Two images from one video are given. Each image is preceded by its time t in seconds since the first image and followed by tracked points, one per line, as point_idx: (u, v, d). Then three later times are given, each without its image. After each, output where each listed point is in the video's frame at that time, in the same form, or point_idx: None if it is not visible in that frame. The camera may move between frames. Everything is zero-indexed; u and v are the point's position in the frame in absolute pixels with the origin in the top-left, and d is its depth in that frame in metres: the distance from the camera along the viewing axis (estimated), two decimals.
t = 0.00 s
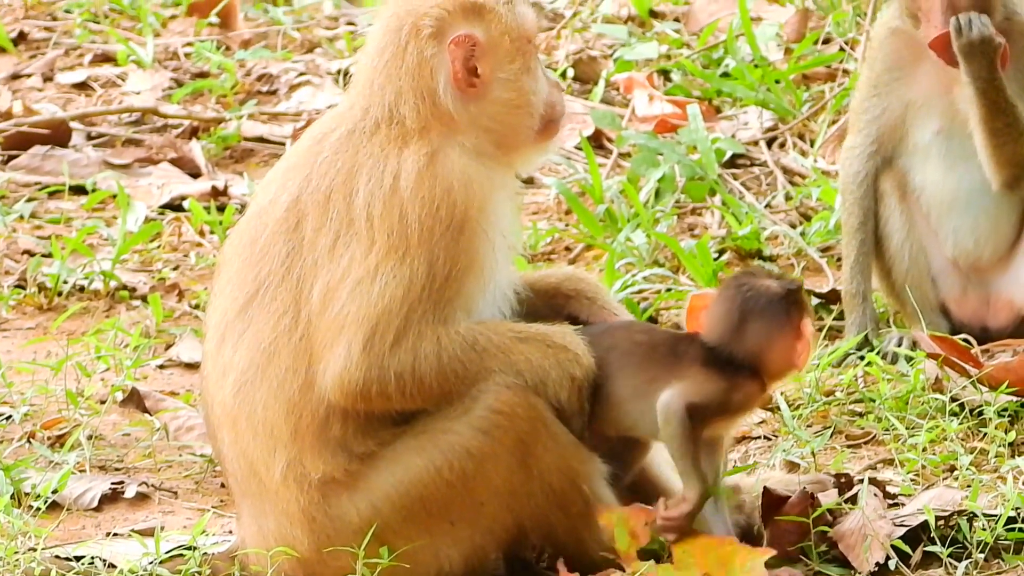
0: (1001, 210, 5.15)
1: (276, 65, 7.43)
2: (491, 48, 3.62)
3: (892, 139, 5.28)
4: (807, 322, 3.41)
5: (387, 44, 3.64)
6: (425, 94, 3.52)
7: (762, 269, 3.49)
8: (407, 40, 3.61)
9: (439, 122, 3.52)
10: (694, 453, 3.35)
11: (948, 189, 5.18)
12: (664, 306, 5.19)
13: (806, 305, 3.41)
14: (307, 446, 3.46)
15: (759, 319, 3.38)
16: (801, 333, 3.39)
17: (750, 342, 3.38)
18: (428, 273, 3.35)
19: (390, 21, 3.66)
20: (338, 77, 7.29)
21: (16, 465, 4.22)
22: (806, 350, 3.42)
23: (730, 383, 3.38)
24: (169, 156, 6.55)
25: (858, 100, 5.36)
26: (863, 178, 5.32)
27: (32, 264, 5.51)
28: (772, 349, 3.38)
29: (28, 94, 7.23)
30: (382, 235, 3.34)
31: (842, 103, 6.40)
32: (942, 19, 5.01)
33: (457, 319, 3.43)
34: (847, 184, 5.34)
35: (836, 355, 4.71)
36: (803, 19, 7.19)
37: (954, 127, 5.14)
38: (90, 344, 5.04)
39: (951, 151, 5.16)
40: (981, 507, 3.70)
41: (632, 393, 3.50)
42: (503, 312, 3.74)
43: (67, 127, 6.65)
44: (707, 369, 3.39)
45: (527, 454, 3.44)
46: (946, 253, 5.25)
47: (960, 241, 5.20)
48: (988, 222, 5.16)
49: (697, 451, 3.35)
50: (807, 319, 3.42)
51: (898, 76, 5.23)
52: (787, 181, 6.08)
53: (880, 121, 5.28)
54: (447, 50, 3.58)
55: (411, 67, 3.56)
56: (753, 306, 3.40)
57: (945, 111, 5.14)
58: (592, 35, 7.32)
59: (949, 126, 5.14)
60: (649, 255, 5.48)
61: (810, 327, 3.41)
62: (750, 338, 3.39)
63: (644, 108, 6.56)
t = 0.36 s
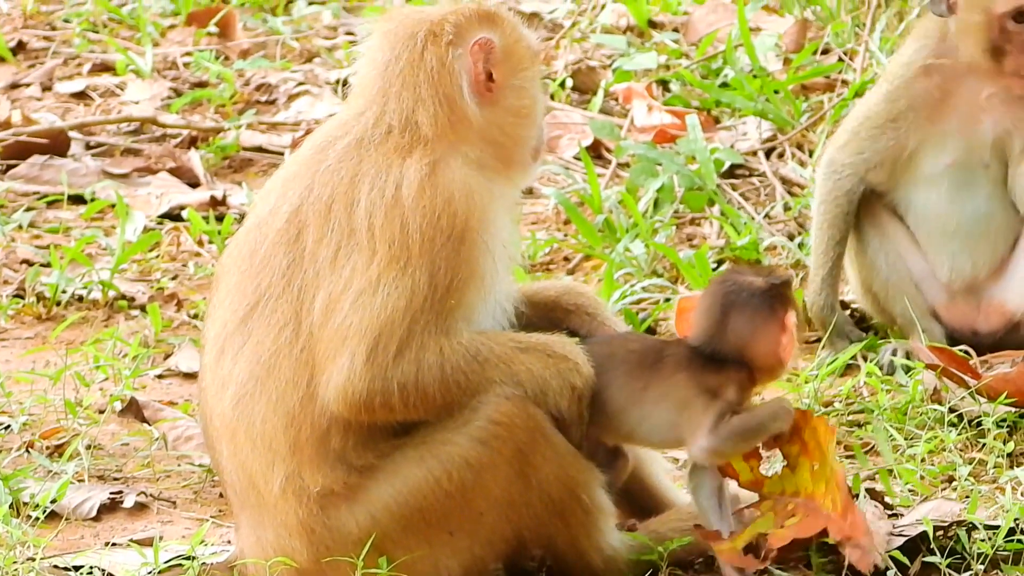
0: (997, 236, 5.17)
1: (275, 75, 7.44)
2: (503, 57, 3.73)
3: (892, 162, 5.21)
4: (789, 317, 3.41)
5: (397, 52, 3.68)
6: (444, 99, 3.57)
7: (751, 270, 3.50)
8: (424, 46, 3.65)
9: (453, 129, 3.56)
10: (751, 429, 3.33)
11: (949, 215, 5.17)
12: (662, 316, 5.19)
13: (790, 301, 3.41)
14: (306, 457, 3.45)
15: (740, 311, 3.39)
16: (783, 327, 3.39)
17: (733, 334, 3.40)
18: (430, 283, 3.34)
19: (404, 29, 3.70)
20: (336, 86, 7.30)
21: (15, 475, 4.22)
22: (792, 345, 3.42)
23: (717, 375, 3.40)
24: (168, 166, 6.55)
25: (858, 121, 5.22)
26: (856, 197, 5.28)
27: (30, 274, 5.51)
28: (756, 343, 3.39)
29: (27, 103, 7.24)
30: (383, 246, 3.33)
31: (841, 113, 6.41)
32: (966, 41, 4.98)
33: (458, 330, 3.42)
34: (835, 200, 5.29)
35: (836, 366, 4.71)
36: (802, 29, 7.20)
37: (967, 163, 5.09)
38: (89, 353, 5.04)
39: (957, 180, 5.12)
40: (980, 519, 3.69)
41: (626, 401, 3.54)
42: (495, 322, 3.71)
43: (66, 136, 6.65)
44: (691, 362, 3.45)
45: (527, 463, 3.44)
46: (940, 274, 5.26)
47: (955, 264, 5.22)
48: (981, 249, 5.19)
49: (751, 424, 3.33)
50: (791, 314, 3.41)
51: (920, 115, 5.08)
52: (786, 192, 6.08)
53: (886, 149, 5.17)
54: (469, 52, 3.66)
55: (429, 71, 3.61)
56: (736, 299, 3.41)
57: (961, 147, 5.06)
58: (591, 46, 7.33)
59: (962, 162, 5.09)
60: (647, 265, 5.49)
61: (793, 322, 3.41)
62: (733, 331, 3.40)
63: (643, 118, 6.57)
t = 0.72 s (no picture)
0: (990, 253, 5.24)
1: (269, 84, 7.45)
2: (506, 70, 3.74)
3: (903, 173, 5.22)
4: (775, 327, 3.32)
5: (399, 63, 3.69)
6: (444, 111, 3.58)
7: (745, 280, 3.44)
8: (427, 56, 3.66)
9: (451, 140, 3.57)
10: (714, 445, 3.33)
11: (946, 231, 5.23)
12: (655, 325, 5.20)
13: (776, 311, 3.33)
14: (300, 467, 3.45)
15: (723, 322, 3.34)
16: (767, 337, 3.31)
17: (717, 345, 3.37)
18: (424, 293, 3.33)
19: (407, 40, 3.71)
20: (330, 95, 7.31)
21: (9, 483, 4.22)
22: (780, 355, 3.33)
23: (699, 386, 3.40)
24: (162, 175, 6.55)
25: (870, 133, 5.20)
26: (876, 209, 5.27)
27: (24, 283, 5.50)
28: (740, 355, 3.34)
29: (21, 112, 7.24)
30: (377, 256, 3.32)
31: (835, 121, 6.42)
32: (1019, 54, 4.89)
33: (452, 340, 3.42)
34: (856, 214, 5.27)
35: (829, 374, 4.72)
36: (796, 38, 7.22)
37: (970, 177, 5.14)
38: (83, 362, 5.04)
39: (958, 194, 5.17)
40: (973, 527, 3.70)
41: (615, 415, 3.53)
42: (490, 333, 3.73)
43: (59, 145, 6.65)
44: (675, 374, 3.44)
45: (520, 474, 3.45)
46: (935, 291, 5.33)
47: (949, 283, 5.30)
48: (973, 266, 5.27)
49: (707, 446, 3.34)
50: (777, 323, 3.33)
51: (938, 124, 5.09)
52: (779, 201, 6.10)
53: (899, 159, 5.18)
54: (471, 63, 3.66)
55: (431, 82, 3.61)
56: (721, 310, 3.36)
57: (969, 162, 5.11)
58: (585, 55, 7.35)
59: (966, 176, 5.14)
60: (641, 274, 5.49)
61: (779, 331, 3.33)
62: (717, 342, 3.36)
63: (637, 127, 6.59)
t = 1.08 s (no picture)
0: (982, 261, 5.30)
1: (258, 92, 7.45)
2: (501, 80, 3.77)
3: (914, 194, 5.24)
4: (767, 327, 3.44)
5: (394, 70, 3.70)
6: (439, 118, 3.60)
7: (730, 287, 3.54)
8: (424, 64, 3.68)
9: (444, 147, 3.58)
10: (747, 457, 3.41)
11: (939, 240, 5.31)
12: (645, 332, 5.22)
13: (768, 312, 3.45)
14: (290, 475, 3.45)
15: (718, 325, 3.43)
16: (761, 336, 3.42)
17: (714, 350, 3.43)
18: (415, 301, 3.33)
19: (403, 47, 3.74)
20: (319, 103, 7.32)
21: None
22: (772, 355, 3.45)
23: (703, 393, 3.44)
24: (151, 183, 6.55)
25: (880, 157, 5.22)
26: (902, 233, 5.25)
27: (14, 291, 5.50)
28: (736, 355, 3.41)
29: (10, 120, 7.24)
30: (369, 263, 3.33)
31: (824, 129, 6.44)
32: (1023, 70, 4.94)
33: (444, 348, 3.42)
34: (882, 243, 5.25)
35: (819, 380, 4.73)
36: (785, 45, 7.24)
37: (964, 189, 5.20)
38: (73, 370, 5.04)
39: (951, 205, 5.24)
40: (963, 533, 3.71)
41: (617, 425, 3.54)
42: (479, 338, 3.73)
43: (48, 153, 6.65)
44: (677, 384, 3.47)
45: (511, 481, 3.46)
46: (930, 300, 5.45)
47: (943, 291, 5.41)
48: (965, 275, 5.34)
49: (756, 448, 3.41)
50: (769, 325, 3.45)
51: (947, 137, 5.11)
52: (768, 209, 6.12)
53: (911, 181, 5.21)
54: (466, 70, 3.68)
55: (427, 90, 3.63)
56: (714, 315, 3.45)
57: (968, 174, 5.16)
58: (573, 62, 7.37)
59: (961, 188, 5.20)
60: (631, 281, 5.51)
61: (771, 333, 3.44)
62: (715, 346, 3.43)
63: (626, 135, 6.61)
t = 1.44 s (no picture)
0: (981, 270, 5.33)
1: (253, 100, 7.46)
2: (498, 88, 3.78)
3: (916, 204, 5.21)
4: (763, 337, 3.47)
5: (393, 76, 3.71)
6: (438, 125, 3.60)
7: (728, 297, 3.60)
8: (423, 69, 3.68)
9: (442, 155, 3.58)
10: (735, 466, 3.43)
11: (939, 248, 5.32)
12: (639, 340, 5.23)
13: (763, 322, 3.48)
14: (284, 483, 3.45)
15: (713, 334, 3.48)
16: (756, 346, 3.45)
17: (709, 357, 3.50)
18: (410, 308, 3.33)
19: (402, 54, 3.74)
20: (314, 111, 7.32)
21: None
22: (769, 365, 3.47)
23: (697, 401, 3.50)
24: (146, 191, 6.55)
25: (879, 168, 5.19)
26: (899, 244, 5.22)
27: (8, 298, 5.50)
28: (731, 364, 3.47)
29: (5, 127, 7.24)
30: (364, 270, 3.33)
31: (819, 137, 6.45)
32: (1014, 85, 4.85)
33: (439, 355, 3.43)
34: (880, 252, 5.22)
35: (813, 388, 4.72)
36: (780, 53, 7.25)
37: (966, 198, 5.19)
38: (67, 377, 5.03)
39: (952, 213, 5.24)
40: (957, 541, 3.70)
41: (612, 437, 3.59)
42: (474, 347, 3.73)
43: (43, 161, 6.65)
44: (672, 392, 3.54)
45: (504, 489, 3.46)
46: (929, 305, 5.50)
47: (941, 298, 5.45)
48: (964, 282, 5.36)
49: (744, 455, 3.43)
50: (766, 335, 3.48)
51: (949, 148, 5.05)
52: (763, 217, 6.12)
53: (912, 192, 5.16)
54: (463, 78, 3.70)
55: (426, 96, 3.64)
56: (710, 323, 3.51)
57: (971, 184, 5.14)
58: (568, 70, 7.39)
59: (963, 197, 5.19)
60: (625, 289, 5.52)
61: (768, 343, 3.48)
62: (709, 353, 3.49)
63: (620, 143, 6.61)
